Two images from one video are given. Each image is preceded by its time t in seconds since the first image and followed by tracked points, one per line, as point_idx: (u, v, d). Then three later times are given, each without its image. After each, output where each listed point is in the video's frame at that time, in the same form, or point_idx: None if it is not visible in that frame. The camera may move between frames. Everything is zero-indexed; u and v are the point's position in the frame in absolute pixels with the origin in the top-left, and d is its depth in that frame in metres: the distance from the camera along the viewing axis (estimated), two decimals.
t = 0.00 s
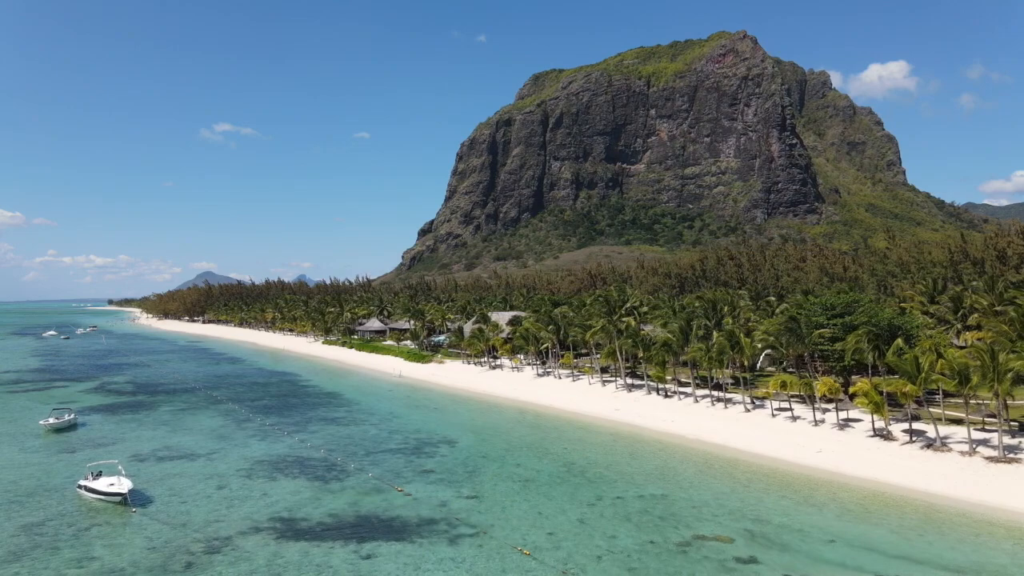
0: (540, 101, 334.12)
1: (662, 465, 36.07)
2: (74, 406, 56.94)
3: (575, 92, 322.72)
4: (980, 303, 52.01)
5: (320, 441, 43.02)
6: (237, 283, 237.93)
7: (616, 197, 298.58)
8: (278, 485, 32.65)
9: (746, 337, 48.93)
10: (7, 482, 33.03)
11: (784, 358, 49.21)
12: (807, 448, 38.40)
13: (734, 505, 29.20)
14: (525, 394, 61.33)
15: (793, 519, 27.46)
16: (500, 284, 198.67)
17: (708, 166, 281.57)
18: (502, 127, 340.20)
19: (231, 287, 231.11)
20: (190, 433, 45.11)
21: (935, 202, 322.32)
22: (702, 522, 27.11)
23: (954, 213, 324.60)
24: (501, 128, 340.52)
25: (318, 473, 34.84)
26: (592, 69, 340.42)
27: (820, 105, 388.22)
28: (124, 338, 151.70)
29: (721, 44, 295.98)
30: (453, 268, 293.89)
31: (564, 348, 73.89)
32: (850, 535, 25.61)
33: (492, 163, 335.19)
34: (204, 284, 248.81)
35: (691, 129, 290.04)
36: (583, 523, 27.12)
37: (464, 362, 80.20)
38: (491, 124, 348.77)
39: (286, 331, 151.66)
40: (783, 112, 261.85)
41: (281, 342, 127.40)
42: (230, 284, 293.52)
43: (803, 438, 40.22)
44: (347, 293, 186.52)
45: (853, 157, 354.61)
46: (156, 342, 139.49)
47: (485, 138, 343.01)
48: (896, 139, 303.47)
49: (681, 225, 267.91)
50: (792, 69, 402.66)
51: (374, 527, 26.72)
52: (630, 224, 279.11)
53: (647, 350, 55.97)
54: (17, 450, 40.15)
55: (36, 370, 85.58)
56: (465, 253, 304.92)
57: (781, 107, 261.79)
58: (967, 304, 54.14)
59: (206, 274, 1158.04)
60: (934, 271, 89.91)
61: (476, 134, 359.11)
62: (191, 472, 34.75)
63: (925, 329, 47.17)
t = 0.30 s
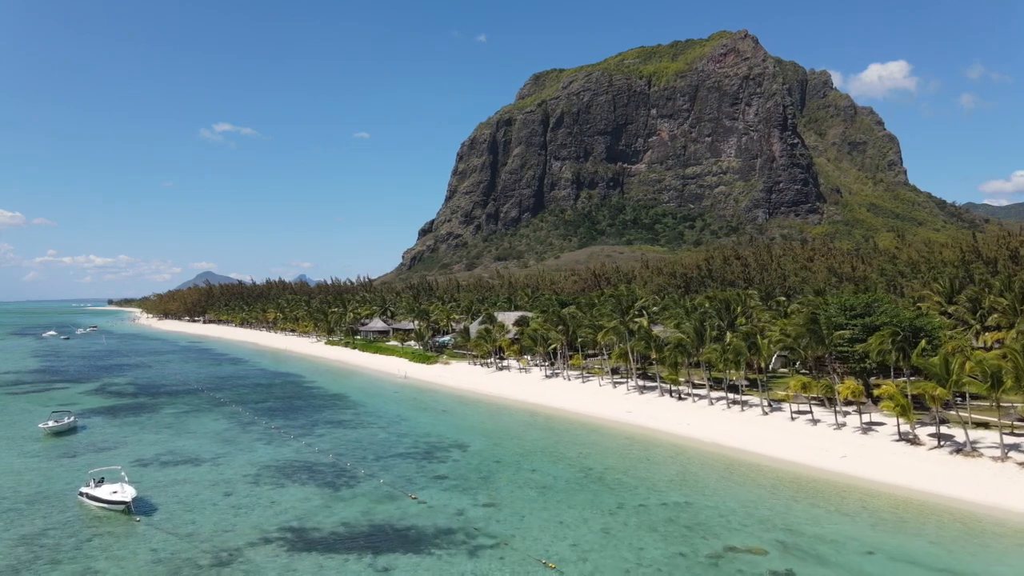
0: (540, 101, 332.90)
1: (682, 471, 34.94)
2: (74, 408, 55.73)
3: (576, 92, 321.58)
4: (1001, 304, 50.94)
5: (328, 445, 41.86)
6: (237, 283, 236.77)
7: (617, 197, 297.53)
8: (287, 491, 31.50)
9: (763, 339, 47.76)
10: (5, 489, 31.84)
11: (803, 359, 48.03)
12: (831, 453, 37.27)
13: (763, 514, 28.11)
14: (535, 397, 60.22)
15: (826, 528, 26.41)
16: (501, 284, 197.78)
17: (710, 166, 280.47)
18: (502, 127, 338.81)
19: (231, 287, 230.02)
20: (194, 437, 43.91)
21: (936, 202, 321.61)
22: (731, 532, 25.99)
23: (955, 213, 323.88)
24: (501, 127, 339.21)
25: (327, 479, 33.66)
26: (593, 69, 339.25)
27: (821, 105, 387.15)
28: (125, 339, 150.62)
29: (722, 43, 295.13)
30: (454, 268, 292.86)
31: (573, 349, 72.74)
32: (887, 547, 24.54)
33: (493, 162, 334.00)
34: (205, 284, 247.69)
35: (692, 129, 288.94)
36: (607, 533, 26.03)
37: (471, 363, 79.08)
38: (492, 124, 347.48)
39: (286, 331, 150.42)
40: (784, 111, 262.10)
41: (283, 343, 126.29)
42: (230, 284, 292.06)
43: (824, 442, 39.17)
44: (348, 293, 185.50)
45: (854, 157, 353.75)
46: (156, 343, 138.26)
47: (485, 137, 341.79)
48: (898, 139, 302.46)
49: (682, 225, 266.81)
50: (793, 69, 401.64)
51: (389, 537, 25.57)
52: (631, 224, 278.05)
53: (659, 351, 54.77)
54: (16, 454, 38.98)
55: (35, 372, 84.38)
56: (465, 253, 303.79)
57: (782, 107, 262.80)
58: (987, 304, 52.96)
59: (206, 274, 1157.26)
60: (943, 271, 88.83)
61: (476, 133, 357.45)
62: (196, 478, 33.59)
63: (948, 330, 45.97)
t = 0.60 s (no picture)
0: (541, 101, 331.61)
1: (703, 477, 33.79)
2: (74, 411, 54.54)
3: (577, 92, 320.44)
4: None
5: (336, 449, 40.64)
6: (237, 284, 235.78)
7: (618, 197, 296.45)
8: (297, 499, 30.31)
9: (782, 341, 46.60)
10: (4, 497, 30.67)
11: (822, 361, 46.74)
12: (855, 458, 36.12)
13: (794, 522, 27.05)
14: (544, 399, 58.96)
15: (861, 538, 25.34)
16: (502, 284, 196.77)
17: (711, 165, 279.26)
18: (503, 127, 337.56)
19: (231, 287, 229.05)
20: (198, 441, 42.71)
21: (937, 202, 320.75)
22: (763, 543, 24.92)
23: (957, 213, 322.93)
24: (502, 127, 338.05)
25: (337, 486, 32.47)
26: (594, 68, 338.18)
27: (822, 105, 386.01)
28: (125, 339, 149.61)
29: (723, 43, 294.11)
30: (454, 268, 291.85)
31: (582, 351, 71.55)
32: (930, 560, 23.44)
33: (493, 162, 332.80)
34: (204, 284, 246.39)
35: (693, 129, 287.76)
36: (634, 544, 24.88)
37: (477, 364, 77.92)
38: (492, 124, 346.31)
39: (288, 331, 149.23)
40: (785, 111, 261.38)
41: (284, 343, 125.17)
42: (230, 284, 290.64)
43: (848, 446, 38.00)
44: (349, 293, 184.50)
45: (855, 157, 352.94)
46: (157, 343, 137.12)
47: (486, 137, 340.59)
48: (899, 139, 301.42)
49: (683, 225, 265.54)
50: (794, 69, 400.64)
51: (406, 549, 24.38)
52: (632, 224, 276.86)
53: (673, 353, 53.49)
54: (14, 459, 37.79)
55: (35, 373, 83.11)
56: (466, 253, 302.68)
57: (783, 107, 262.06)
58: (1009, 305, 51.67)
59: (205, 274, 1156.30)
60: (954, 271, 87.53)
61: (477, 133, 355.98)
62: (202, 484, 32.40)
63: (972, 331, 44.64)
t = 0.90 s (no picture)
0: (542, 101, 330.26)
1: (727, 484, 32.63)
2: (75, 414, 53.35)
3: (578, 91, 319.19)
4: None
5: (345, 454, 39.46)
6: (237, 283, 234.56)
7: (619, 196, 295.35)
8: (307, 507, 29.14)
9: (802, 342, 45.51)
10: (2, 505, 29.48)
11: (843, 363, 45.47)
12: (883, 463, 34.98)
13: (827, 532, 25.95)
14: (555, 401, 57.77)
15: (901, 550, 24.23)
16: (504, 284, 195.64)
17: (712, 165, 277.94)
18: (503, 127, 336.33)
19: (231, 287, 227.93)
20: (203, 446, 41.53)
21: (939, 201, 319.66)
22: (799, 555, 23.80)
23: (958, 213, 321.93)
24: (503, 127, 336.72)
25: (348, 493, 31.28)
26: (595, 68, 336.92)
27: (824, 104, 384.54)
28: (126, 339, 148.51)
29: (725, 42, 292.75)
30: (455, 268, 290.74)
31: (591, 352, 70.29)
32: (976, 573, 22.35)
33: (494, 162, 331.64)
34: (205, 284, 245.18)
35: (694, 129, 286.42)
36: (663, 556, 23.73)
37: (483, 365, 76.72)
38: (493, 123, 345.02)
39: (289, 331, 148.06)
40: (786, 111, 260.19)
41: (286, 344, 124.08)
42: (230, 284, 289.33)
43: (875, 450, 36.81)
44: (351, 293, 183.38)
45: (856, 156, 352.10)
46: (158, 344, 136.11)
47: (487, 137, 339.31)
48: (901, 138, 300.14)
49: (684, 225, 264.22)
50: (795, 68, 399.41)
51: (424, 563, 23.20)
52: (633, 224, 275.68)
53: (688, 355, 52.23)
54: (13, 465, 36.60)
55: (35, 374, 81.90)
56: (467, 253, 301.62)
57: (785, 107, 260.86)
58: None
59: (205, 274, 1155.25)
60: (965, 271, 86.31)
61: (477, 133, 354.57)
62: (208, 492, 31.20)
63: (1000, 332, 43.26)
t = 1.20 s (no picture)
0: (543, 100, 329.09)
1: (754, 491, 31.45)
2: (76, 416, 52.18)
3: (579, 91, 318.14)
4: None
5: (354, 459, 38.26)
6: (237, 283, 233.22)
7: (620, 196, 294.14)
8: (318, 516, 27.94)
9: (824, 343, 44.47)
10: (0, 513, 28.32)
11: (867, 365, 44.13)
12: (913, 468, 33.79)
13: (866, 545, 24.81)
14: (565, 404, 56.54)
15: (947, 565, 23.08)
16: (505, 284, 194.44)
17: (713, 165, 276.64)
18: (504, 126, 335.21)
19: (231, 287, 226.63)
20: (207, 450, 40.36)
21: (940, 201, 318.77)
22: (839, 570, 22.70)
23: (960, 213, 321.15)
24: (503, 127, 335.62)
25: (360, 501, 30.07)
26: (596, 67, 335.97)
27: (825, 104, 383.27)
28: (127, 339, 147.30)
29: (725, 42, 291.82)
30: (456, 268, 289.41)
31: (601, 353, 69.14)
32: None
33: (494, 162, 330.52)
34: (205, 284, 243.85)
35: (695, 129, 285.22)
36: (694, 570, 22.65)
37: (490, 366, 75.57)
38: (494, 123, 343.84)
39: (291, 332, 146.93)
40: (788, 110, 259.02)
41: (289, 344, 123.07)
42: (230, 284, 287.79)
43: (902, 455, 35.62)
44: (353, 293, 182.26)
45: (857, 156, 351.53)
46: (158, 344, 134.88)
47: (488, 136, 338.10)
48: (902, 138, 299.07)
49: (686, 225, 262.94)
50: (796, 68, 398.46)
51: None
52: (634, 223, 274.42)
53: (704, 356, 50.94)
54: (11, 470, 35.39)
55: (35, 375, 80.67)
56: (467, 253, 300.47)
57: (786, 106, 259.61)
58: None
59: (206, 274, 1155.39)
60: (976, 271, 85.21)
61: (478, 133, 353.23)
62: (214, 500, 30.05)
63: None
